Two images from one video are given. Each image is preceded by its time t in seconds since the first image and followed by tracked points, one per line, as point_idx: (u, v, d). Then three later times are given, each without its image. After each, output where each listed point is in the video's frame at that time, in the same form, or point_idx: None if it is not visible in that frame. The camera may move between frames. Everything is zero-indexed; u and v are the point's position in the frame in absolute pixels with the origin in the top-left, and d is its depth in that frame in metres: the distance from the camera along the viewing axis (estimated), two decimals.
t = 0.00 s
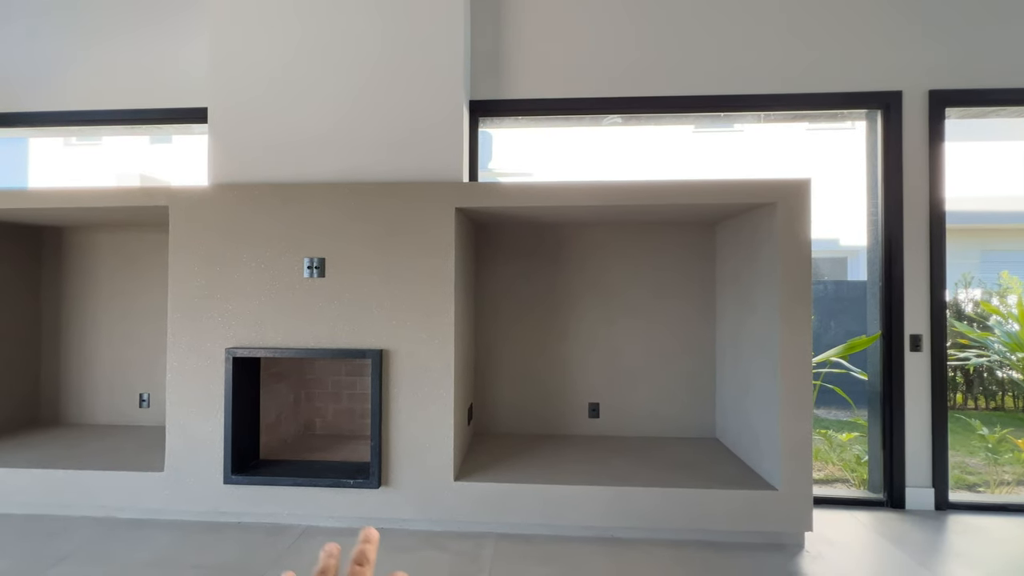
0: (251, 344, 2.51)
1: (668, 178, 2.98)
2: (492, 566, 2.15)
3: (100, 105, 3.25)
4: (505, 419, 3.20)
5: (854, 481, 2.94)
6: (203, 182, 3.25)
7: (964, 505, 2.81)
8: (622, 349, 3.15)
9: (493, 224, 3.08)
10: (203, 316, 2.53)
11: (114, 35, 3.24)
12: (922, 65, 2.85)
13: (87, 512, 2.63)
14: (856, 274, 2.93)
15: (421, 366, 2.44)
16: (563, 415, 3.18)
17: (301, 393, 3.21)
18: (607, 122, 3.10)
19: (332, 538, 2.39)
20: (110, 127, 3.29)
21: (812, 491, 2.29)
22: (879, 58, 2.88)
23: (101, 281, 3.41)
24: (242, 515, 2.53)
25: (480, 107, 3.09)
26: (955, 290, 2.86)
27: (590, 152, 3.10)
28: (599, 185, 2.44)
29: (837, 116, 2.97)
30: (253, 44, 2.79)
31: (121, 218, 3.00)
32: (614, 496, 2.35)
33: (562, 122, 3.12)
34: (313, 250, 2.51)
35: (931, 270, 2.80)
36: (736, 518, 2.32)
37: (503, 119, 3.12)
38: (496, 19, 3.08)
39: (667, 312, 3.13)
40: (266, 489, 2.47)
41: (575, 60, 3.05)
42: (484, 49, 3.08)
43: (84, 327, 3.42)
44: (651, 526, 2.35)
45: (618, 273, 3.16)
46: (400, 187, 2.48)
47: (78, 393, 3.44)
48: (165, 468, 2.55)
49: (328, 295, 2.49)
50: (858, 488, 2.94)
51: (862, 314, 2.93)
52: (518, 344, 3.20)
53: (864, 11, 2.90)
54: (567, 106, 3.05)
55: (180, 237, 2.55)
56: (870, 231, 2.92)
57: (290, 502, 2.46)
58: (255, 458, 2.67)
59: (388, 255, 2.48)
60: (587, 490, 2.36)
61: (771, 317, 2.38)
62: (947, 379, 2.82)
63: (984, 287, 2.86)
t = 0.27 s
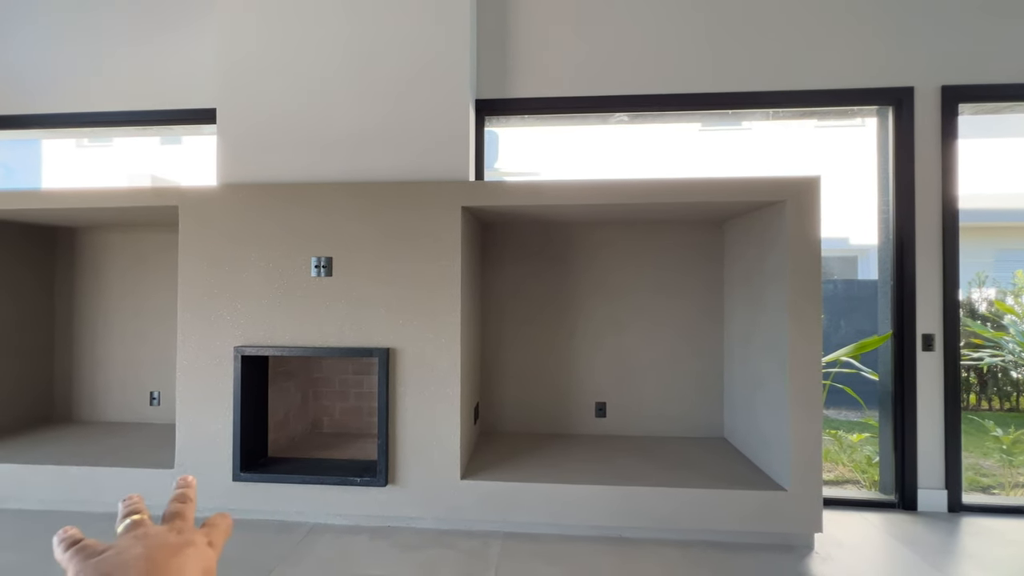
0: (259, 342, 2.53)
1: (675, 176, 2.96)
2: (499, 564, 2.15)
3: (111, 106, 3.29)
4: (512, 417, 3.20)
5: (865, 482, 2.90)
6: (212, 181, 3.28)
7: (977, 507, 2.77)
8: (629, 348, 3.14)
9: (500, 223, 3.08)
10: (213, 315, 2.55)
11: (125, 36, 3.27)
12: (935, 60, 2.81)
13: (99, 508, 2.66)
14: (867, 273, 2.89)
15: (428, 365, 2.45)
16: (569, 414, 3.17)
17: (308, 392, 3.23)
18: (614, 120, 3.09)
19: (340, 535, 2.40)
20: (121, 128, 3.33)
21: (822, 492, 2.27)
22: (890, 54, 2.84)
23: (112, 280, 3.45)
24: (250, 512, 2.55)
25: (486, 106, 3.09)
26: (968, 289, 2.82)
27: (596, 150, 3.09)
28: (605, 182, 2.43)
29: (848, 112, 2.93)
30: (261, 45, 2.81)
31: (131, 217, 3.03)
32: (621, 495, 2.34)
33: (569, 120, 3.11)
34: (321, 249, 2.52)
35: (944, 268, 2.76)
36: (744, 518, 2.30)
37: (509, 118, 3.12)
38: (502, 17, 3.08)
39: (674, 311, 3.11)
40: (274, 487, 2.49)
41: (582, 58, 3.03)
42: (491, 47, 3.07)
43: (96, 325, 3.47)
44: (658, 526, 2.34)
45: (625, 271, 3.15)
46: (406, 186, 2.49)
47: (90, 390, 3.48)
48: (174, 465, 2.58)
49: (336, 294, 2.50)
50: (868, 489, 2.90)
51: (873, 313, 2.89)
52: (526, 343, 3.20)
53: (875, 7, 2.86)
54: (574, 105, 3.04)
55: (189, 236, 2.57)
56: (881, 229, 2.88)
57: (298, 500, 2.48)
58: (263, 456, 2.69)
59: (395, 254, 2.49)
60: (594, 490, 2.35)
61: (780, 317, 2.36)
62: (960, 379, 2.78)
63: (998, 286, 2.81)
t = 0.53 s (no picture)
0: (265, 342, 2.54)
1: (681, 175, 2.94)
2: (503, 565, 2.14)
3: (121, 109, 3.33)
4: (517, 417, 3.20)
5: (874, 484, 2.86)
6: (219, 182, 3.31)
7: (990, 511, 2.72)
8: (634, 349, 3.12)
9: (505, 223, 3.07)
10: (219, 315, 2.57)
11: (134, 39, 3.31)
12: (946, 56, 2.77)
13: (108, 506, 2.69)
14: (877, 272, 2.85)
15: (432, 365, 2.45)
16: (574, 415, 3.16)
17: (314, 391, 3.25)
18: (619, 120, 3.07)
19: (345, 534, 2.41)
20: (131, 130, 3.37)
21: (830, 494, 2.24)
22: (900, 50, 2.81)
23: (122, 281, 3.49)
24: (257, 510, 2.57)
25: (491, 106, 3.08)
26: (981, 289, 2.77)
27: (602, 150, 3.07)
28: (611, 182, 2.42)
29: (857, 110, 2.90)
30: (267, 47, 2.83)
31: (140, 218, 3.07)
32: (626, 496, 2.33)
33: (574, 120, 3.10)
34: (326, 249, 2.53)
35: (956, 268, 2.71)
36: (751, 520, 2.27)
37: (514, 118, 3.12)
38: (507, 16, 3.08)
39: (680, 311, 3.09)
40: (280, 485, 2.50)
41: (587, 57, 3.02)
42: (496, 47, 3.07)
43: (106, 325, 3.51)
44: (664, 528, 2.32)
45: (630, 270, 3.14)
46: (411, 187, 2.49)
47: (100, 390, 3.52)
48: (182, 464, 2.60)
49: (341, 294, 2.51)
50: (878, 492, 2.86)
51: (883, 314, 2.85)
52: (532, 343, 3.19)
53: (884, 2, 2.83)
54: (579, 104, 3.03)
55: (196, 237, 2.59)
56: (890, 228, 2.84)
57: (304, 499, 2.49)
58: (269, 455, 2.70)
59: (399, 254, 2.49)
60: (599, 490, 2.34)
61: (787, 317, 2.33)
62: (972, 380, 2.73)
63: (1012, 286, 2.76)
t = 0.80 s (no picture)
0: (264, 343, 2.55)
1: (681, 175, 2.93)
2: (501, 565, 2.14)
3: (123, 110, 3.34)
4: (517, 417, 3.20)
5: (876, 486, 2.85)
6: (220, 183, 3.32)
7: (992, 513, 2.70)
8: (634, 349, 3.12)
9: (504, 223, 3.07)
10: (219, 315, 2.58)
11: (136, 41, 3.32)
12: (948, 55, 2.75)
13: (109, 506, 2.70)
14: (877, 273, 2.84)
15: (431, 366, 2.45)
16: (574, 415, 3.16)
17: (314, 391, 3.25)
18: (619, 120, 3.07)
19: (344, 534, 2.42)
20: (132, 132, 3.39)
21: (829, 496, 2.23)
22: (901, 49, 2.79)
23: (123, 281, 3.51)
24: (256, 510, 2.57)
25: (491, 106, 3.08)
26: (984, 289, 2.75)
27: (601, 150, 3.07)
28: (610, 182, 2.41)
29: (857, 109, 2.88)
30: (267, 48, 2.84)
31: (141, 219, 3.08)
32: (625, 497, 2.33)
33: (573, 120, 3.10)
34: (325, 250, 2.54)
35: (958, 267, 2.70)
36: (749, 521, 2.27)
37: (514, 118, 3.11)
38: (506, 17, 3.07)
39: (680, 311, 3.09)
40: (279, 485, 2.51)
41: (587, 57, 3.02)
42: (495, 47, 3.07)
43: (108, 326, 3.53)
44: (662, 529, 2.32)
45: (630, 271, 3.13)
46: (410, 188, 2.49)
47: (102, 390, 3.54)
48: (182, 464, 2.61)
49: (340, 295, 2.52)
50: (879, 493, 2.85)
51: (884, 314, 2.84)
52: (531, 343, 3.19)
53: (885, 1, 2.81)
54: (578, 104, 3.03)
55: (196, 238, 2.60)
56: (891, 228, 2.83)
57: (303, 499, 2.50)
58: (269, 455, 2.71)
59: (398, 254, 2.50)
60: (598, 492, 2.34)
61: (787, 317, 2.32)
62: (974, 381, 2.71)
63: (1015, 286, 2.74)
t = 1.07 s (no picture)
0: (253, 344, 2.50)
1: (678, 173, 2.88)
2: (493, 570, 2.10)
3: (112, 108, 3.29)
4: (511, 419, 3.15)
5: (875, 488, 2.81)
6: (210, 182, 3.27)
7: (993, 515, 2.66)
8: (630, 349, 3.08)
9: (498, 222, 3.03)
10: (208, 316, 2.53)
11: (125, 37, 3.27)
12: (949, 51, 2.71)
13: (96, 509, 2.65)
14: (877, 272, 2.79)
15: (423, 367, 2.41)
16: (569, 416, 3.12)
17: (306, 392, 3.21)
18: (614, 117, 3.02)
19: (334, 538, 2.37)
20: (122, 129, 3.34)
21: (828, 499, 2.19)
22: (902, 45, 2.74)
23: (113, 281, 3.46)
24: (245, 514, 2.53)
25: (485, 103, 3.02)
26: (985, 289, 2.71)
27: (597, 147, 3.02)
28: (605, 180, 2.37)
29: (857, 106, 2.84)
30: (257, 44, 2.79)
31: (130, 218, 3.03)
32: (620, 500, 2.29)
33: (568, 117, 3.05)
34: (315, 249, 2.49)
35: (958, 267, 2.66)
36: (746, 525, 2.22)
37: (508, 115, 3.06)
38: (501, 12, 3.02)
39: (676, 311, 3.04)
40: (269, 488, 2.47)
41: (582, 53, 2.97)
42: (489, 44, 3.02)
43: (98, 326, 3.48)
44: (658, 533, 2.27)
45: (625, 270, 3.09)
46: (401, 186, 2.45)
47: (92, 391, 3.50)
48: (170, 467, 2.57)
49: (330, 295, 2.47)
50: (879, 496, 2.80)
51: (884, 314, 2.80)
52: (526, 344, 3.15)
53: None
54: (574, 101, 2.98)
55: (184, 237, 2.56)
56: (891, 227, 2.78)
57: (293, 502, 2.46)
58: (258, 458, 2.67)
59: (389, 254, 2.45)
60: (592, 495, 2.30)
61: (785, 317, 2.28)
62: (974, 382, 2.67)
63: (1017, 286, 2.70)
